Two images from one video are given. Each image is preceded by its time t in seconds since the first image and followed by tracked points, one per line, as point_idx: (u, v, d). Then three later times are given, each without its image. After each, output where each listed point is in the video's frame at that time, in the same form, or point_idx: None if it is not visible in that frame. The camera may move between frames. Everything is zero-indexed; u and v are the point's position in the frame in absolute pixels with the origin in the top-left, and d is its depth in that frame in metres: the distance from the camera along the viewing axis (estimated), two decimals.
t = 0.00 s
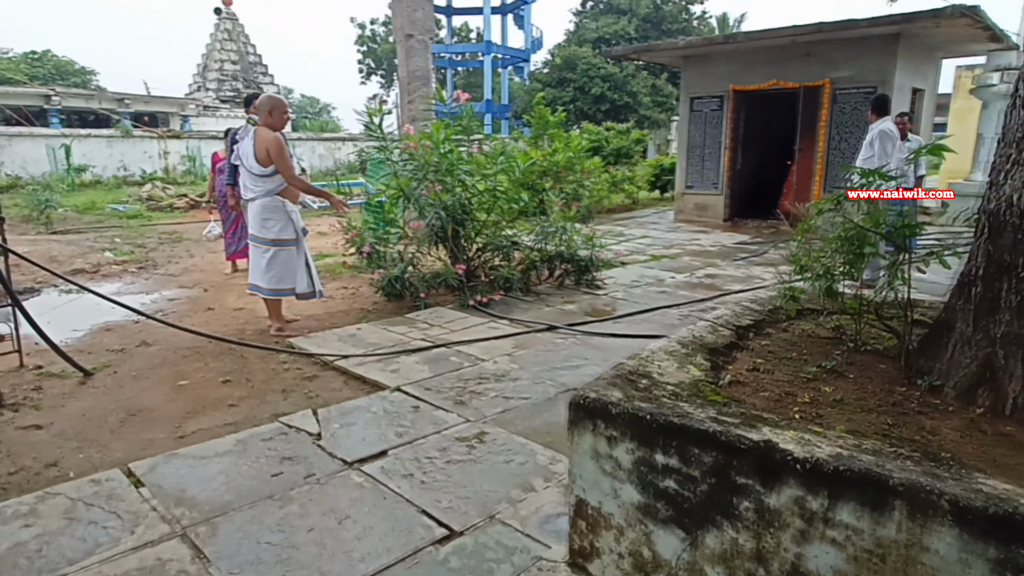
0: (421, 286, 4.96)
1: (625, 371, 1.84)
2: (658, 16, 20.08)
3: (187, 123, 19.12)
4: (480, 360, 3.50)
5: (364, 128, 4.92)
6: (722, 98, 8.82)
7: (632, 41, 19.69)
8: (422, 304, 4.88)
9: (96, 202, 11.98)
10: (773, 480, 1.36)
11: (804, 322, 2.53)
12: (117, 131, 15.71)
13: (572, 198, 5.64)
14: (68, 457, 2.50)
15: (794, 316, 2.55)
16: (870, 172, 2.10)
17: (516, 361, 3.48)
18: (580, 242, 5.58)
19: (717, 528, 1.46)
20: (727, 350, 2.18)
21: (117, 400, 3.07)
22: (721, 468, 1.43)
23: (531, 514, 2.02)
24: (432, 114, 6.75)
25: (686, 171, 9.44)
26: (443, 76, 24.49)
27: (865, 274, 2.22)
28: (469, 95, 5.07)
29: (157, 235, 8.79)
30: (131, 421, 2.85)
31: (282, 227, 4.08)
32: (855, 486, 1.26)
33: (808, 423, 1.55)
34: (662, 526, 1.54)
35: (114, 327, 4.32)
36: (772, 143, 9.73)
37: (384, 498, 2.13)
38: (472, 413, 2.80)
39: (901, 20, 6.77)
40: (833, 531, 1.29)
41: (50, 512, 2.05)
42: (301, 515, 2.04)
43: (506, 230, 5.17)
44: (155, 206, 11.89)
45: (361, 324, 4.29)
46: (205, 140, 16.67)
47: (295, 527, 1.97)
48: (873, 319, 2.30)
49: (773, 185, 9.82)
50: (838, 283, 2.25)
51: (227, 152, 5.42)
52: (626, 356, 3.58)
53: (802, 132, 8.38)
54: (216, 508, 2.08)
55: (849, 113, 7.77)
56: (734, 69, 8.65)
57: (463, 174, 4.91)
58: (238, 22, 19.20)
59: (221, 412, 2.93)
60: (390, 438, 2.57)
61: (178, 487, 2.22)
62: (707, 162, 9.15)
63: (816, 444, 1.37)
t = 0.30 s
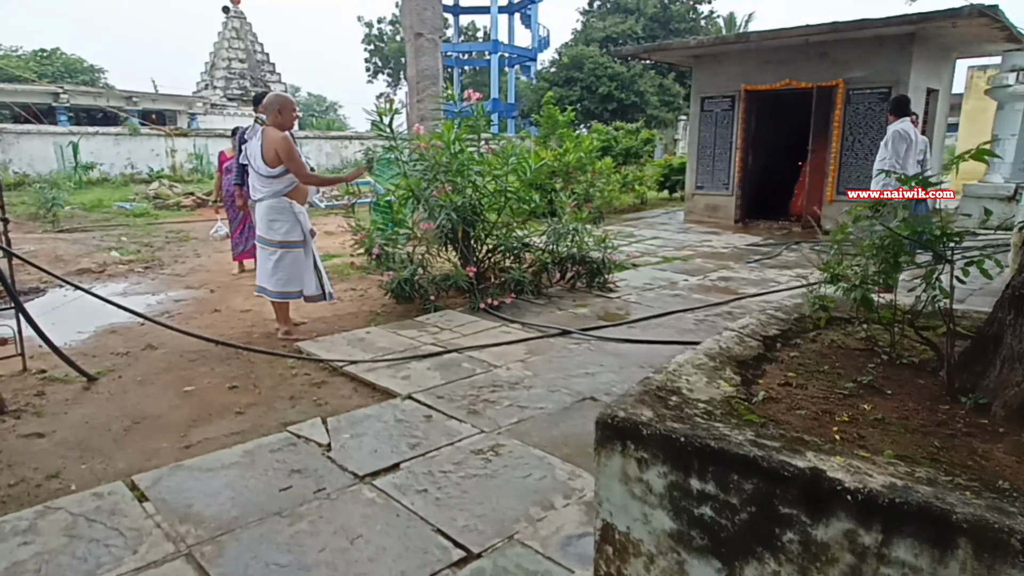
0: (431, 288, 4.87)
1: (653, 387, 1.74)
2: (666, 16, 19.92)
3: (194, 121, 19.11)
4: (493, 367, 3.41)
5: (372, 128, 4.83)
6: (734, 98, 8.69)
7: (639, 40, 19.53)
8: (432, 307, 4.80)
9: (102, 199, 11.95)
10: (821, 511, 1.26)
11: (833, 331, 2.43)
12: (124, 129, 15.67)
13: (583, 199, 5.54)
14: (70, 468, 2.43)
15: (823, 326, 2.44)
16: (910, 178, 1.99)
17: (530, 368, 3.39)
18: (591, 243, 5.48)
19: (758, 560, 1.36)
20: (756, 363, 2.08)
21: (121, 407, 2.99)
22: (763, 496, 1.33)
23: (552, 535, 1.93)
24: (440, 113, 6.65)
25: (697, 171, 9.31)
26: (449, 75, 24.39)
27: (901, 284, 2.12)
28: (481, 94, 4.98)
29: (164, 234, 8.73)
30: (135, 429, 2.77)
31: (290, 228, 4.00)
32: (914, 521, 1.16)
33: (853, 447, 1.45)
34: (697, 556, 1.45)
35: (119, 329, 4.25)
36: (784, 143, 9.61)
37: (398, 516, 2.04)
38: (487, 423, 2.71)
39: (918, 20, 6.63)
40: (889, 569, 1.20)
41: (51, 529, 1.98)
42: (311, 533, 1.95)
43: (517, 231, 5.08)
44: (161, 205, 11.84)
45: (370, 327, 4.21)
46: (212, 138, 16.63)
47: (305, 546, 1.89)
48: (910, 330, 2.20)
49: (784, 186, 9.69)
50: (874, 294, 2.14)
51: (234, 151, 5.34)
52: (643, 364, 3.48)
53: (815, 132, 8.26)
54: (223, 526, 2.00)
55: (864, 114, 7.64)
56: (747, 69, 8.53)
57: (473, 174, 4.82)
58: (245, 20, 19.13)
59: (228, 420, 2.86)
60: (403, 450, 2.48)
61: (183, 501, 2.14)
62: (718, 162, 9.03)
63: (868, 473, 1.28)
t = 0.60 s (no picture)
0: (438, 291, 4.81)
1: (673, 398, 1.68)
2: (673, 17, 19.82)
3: (199, 122, 19.13)
4: (502, 372, 3.35)
5: (379, 128, 4.78)
6: (743, 99, 8.62)
7: (646, 41, 19.43)
8: (439, 310, 4.74)
9: (108, 199, 11.94)
10: (856, 533, 1.20)
11: (855, 339, 2.35)
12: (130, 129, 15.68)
13: (593, 201, 5.47)
14: (71, 476, 2.38)
15: (843, 333, 2.37)
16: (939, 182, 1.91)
17: (541, 374, 3.33)
18: (600, 246, 5.42)
19: None
20: (777, 372, 2.01)
21: (124, 412, 2.95)
22: (793, 516, 1.27)
23: (566, 549, 1.86)
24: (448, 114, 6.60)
25: (704, 173, 9.23)
26: (455, 76, 24.35)
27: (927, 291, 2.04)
28: (490, 94, 4.85)
29: (169, 234, 8.71)
30: (138, 435, 2.72)
31: (297, 230, 3.95)
32: (958, 546, 1.10)
33: (885, 463, 1.38)
34: None
35: (123, 331, 4.21)
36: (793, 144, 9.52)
37: (407, 528, 1.98)
38: (496, 431, 2.65)
39: (931, 21, 6.55)
40: None
41: (51, 540, 1.93)
42: (317, 546, 1.89)
43: (526, 233, 5.02)
44: (167, 205, 11.82)
45: (377, 331, 4.16)
46: (218, 138, 16.62)
47: (311, 560, 1.83)
48: (935, 338, 2.13)
49: (793, 188, 9.62)
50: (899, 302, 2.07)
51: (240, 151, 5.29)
52: (655, 369, 3.41)
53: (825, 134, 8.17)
54: (226, 538, 1.94)
55: (876, 116, 7.55)
56: (756, 70, 8.46)
57: (481, 175, 4.76)
58: (251, 21, 19.11)
59: (232, 426, 2.80)
60: (411, 458, 2.42)
61: (186, 511, 2.09)
62: (727, 164, 8.95)
63: (904, 492, 1.21)
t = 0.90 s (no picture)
0: (447, 293, 4.75)
1: (694, 408, 1.60)
2: (683, 17, 19.72)
3: (208, 122, 19.18)
4: (512, 377, 3.28)
5: (388, 128, 4.72)
6: (755, 100, 8.52)
7: (656, 42, 19.33)
8: (448, 312, 4.68)
9: (116, 199, 11.94)
10: (894, 557, 1.12)
11: (878, 345, 2.27)
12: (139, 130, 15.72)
13: (603, 203, 5.40)
14: (71, 482, 2.33)
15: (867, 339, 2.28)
16: (973, 181, 1.81)
17: (551, 379, 3.25)
18: (611, 248, 5.34)
19: None
20: (800, 380, 1.93)
21: (126, 416, 2.89)
22: (824, 536, 1.20)
23: (579, 564, 1.79)
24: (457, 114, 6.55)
25: (715, 174, 9.13)
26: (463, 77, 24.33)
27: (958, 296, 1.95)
28: (499, 94, 4.78)
29: (177, 234, 8.69)
30: (140, 440, 2.67)
31: (311, 228, 3.91)
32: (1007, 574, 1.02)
33: (921, 480, 1.30)
34: None
35: (128, 333, 4.17)
36: (806, 146, 9.42)
37: (414, 540, 1.91)
38: (506, 438, 2.58)
39: (948, 20, 6.44)
40: None
41: (48, 550, 1.87)
42: (322, 558, 1.83)
43: (536, 235, 4.95)
44: (174, 205, 11.82)
45: (385, 333, 4.10)
46: (227, 139, 16.64)
47: (315, 572, 1.77)
48: (964, 344, 2.04)
49: (805, 190, 9.50)
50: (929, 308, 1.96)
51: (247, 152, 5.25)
52: (668, 374, 3.33)
53: (839, 135, 8.05)
54: (229, 549, 1.88)
55: (891, 116, 7.44)
56: (769, 71, 8.36)
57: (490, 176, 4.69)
58: (260, 21, 19.13)
59: (236, 431, 2.75)
60: (419, 466, 2.36)
61: (188, 520, 2.03)
62: (738, 165, 8.84)
63: (946, 513, 1.13)
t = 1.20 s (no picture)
0: (452, 295, 4.66)
1: (714, 423, 1.51)
2: (691, 17, 19.58)
3: (215, 122, 19.19)
4: (518, 383, 3.19)
5: (394, 128, 4.64)
6: (766, 100, 8.41)
7: (663, 42, 19.21)
8: (453, 315, 4.60)
9: (123, 199, 11.92)
10: None
11: (902, 355, 2.17)
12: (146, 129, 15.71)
13: (612, 204, 5.30)
14: (66, 490, 2.26)
15: (891, 349, 2.19)
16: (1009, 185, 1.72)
17: (559, 385, 3.17)
18: (620, 250, 5.25)
19: None
20: (822, 392, 1.84)
21: (125, 421, 2.82)
22: (860, 569, 1.10)
23: None
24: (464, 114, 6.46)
25: (725, 175, 9.01)
26: (470, 77, 24.26)
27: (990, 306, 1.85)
28: (506, 93, 4.69)
29: (182, 234, 8.64)
30: (138, 445, 2.59)
31: (323, 230, 3.86)
32: None
33: (962, 506, 1.21)
34: None
35: (130, 334, 4.10)
36: (816, 147, 9.31)
37: (417, 556, 1.83)
38: (513, 447, 2.49)
39: (965, 18, 6.32)
40: None
41: (38, 563, 1.80)
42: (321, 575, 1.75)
43: (543, 236, 4.86)
44: (180, 205, 11.78)
45: (389, 336, 4.02)
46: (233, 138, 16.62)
47: None
48: (995, 356, 1.94)
49: (815, 192, 9.38)
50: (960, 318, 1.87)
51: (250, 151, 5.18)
52: (679, 381, 3.24)
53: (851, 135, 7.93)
54: (225, 564, 1.80)
55: (904, 117, 7.32)
56: (780, 70, 8.25)
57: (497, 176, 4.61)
58: (268, 21, 19.12)
59: (236, 437, 2.67)
60: (423, 476, 2.27)
61: (184, 532, 1.96)
62: (748, 166, 8.73)
63: (995, 547, 1.04)
